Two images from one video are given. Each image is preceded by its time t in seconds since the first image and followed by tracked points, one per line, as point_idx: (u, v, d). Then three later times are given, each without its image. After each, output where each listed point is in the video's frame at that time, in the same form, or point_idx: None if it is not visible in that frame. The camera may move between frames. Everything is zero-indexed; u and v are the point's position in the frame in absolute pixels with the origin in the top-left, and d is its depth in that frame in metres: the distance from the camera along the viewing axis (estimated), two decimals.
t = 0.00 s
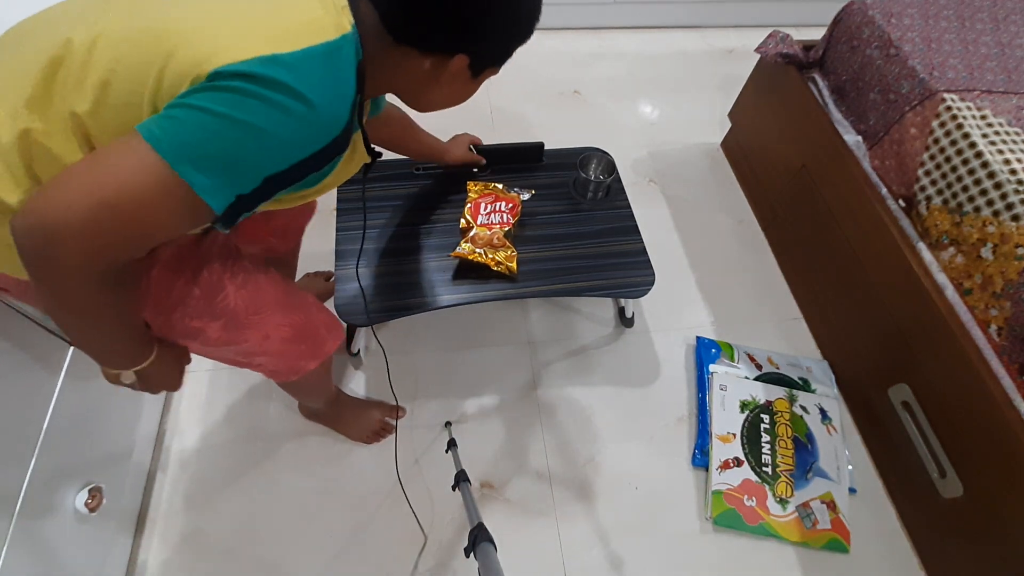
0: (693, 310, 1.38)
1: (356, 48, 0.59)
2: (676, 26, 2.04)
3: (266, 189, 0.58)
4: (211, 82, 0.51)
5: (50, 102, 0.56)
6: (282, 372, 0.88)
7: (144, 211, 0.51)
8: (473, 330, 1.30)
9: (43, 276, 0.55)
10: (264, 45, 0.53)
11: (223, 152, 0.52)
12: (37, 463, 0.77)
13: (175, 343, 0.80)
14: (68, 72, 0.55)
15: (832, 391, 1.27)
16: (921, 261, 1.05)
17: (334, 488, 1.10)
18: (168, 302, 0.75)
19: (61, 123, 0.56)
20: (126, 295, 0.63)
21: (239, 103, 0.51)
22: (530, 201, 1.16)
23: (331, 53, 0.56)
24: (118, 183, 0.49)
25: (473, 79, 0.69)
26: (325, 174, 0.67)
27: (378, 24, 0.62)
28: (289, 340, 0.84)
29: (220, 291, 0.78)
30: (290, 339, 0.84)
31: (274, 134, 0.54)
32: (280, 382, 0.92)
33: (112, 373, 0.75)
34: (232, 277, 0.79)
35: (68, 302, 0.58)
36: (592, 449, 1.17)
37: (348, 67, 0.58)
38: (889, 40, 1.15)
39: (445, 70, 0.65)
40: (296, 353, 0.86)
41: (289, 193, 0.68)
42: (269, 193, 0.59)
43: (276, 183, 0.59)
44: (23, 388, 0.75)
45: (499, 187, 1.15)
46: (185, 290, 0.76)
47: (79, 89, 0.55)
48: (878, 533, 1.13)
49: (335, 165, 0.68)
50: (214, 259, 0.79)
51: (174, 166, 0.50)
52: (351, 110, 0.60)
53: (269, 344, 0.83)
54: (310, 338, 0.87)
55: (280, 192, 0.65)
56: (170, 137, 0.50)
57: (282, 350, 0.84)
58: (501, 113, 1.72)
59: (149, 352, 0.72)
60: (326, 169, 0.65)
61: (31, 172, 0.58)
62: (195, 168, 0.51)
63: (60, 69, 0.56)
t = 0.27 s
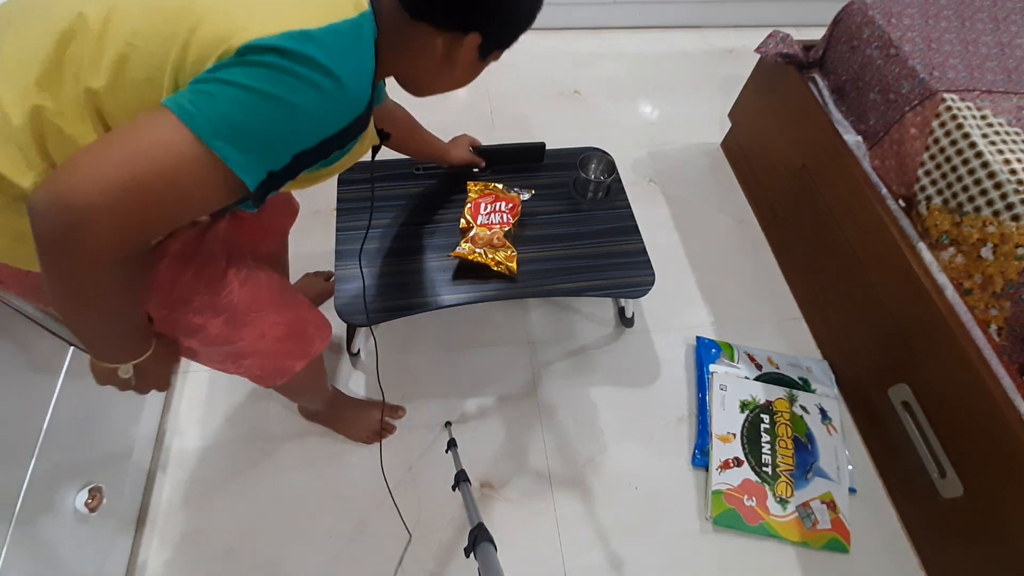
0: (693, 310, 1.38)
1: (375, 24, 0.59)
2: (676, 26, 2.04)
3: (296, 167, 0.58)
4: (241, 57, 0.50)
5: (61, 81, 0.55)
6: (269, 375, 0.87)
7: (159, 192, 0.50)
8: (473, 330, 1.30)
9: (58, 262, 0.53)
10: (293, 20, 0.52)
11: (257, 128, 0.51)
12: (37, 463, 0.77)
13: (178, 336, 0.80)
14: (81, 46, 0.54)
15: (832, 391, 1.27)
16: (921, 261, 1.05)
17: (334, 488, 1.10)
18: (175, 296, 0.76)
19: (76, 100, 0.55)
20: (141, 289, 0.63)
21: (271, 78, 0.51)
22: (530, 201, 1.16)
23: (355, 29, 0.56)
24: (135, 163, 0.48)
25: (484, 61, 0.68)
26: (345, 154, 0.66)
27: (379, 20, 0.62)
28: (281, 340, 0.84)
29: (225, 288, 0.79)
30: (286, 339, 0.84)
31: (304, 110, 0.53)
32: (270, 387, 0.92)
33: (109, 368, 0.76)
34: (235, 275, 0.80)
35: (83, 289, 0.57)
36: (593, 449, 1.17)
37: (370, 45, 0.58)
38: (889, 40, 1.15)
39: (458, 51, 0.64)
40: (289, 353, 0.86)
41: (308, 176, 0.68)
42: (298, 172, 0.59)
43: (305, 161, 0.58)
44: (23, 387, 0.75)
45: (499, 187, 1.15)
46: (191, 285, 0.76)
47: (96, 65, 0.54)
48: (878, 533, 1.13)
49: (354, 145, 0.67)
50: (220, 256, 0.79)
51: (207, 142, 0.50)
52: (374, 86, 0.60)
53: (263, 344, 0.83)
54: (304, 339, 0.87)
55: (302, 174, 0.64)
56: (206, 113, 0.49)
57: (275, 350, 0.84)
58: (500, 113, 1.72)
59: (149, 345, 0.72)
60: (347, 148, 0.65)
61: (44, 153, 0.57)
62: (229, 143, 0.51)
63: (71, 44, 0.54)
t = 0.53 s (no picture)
0: (693, 310, 1.38)
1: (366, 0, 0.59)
2: (676, 26, 2.04)
3: (295, 148, 0.57)
4: (230, 33, 0.50)
5: (54, 64, 0.55)
6: (271, 373, 0.87)
7: (162, 177, 0.50)
8: (473, 330, 1.30)
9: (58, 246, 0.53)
10: None
11: (249, 105, 0.50)
12: (37, 463, 0.77)
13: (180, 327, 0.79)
14: (72, 27, 0.54)
15: (832, 391, 1.27)
16: (921, 261, 1.05)
17: (334, 488, 1.10)
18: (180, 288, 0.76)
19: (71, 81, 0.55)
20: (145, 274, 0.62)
21: (260, 53, 0.50)
22: (530, 201, 1.16)
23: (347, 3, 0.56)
24: (141, 148, 0.48)
25: (485, 35, 0.67)
26: (345, 136, 0.66)
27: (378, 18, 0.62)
28: (284, 336, 0.84)
29: (230, 281, 0.78)
30: (288, 335, 0.84)
31: (296, 85, 0.52)
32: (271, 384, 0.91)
33: (114, 357, 0.72)
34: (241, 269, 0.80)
35: (84, 275, 0.57)
36: (593, 450, 1.17)
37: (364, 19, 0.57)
38: (889, 40, 1.15)
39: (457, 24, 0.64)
40: (291, 349, 0.86)
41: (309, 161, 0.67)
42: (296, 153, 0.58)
43: (303, 141, 0.57)
44: (23, 387, 0.75)
45: (498, 187, 1.15)
46: (197, 277, 0.76)
47: (89, 44, 0.54)
48: (878, 533, 1.12)
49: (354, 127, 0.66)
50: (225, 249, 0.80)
51: (203, 123, 0.49)
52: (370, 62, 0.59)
53: (266, 340, 0.82)
54: (305, 336, 0.87)
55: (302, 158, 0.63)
56: (197, 92, 0.48)
57: (278, 346, 0.84)
58: (501, 113, 1.72)
59: (156, 334, 0.71)
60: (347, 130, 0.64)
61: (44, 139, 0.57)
62: (222, 123, 0.50)
63: (63, 25, 0.54)
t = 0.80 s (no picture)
0: (693, 311, 1.38)
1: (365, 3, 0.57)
2: (676, 26, 2.04)
3: (286, 155, 0.56)
4: (224, 41, 0.49)
5: (49, 61, 0.55)
6: (269, 368, 0.88)
7: (163, 179, 0.50)
8: (473, 330, 1.30)
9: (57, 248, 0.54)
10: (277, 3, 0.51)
11: (241, 115, 0.50)
12: (37, 463, 0.77)
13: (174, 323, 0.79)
14: (66, 26, 0.54)
15: (832, 391, 1.27)
16: (921, 261, 1.05)
17: (334, 488, 1.10)
18: (177, 283, 0.75)
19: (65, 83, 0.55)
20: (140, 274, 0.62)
21: (253, 63, 0.49)
22: (530, 201, 1.16)
23: (343, 9, 0.54)
24: (140, 153, 0.48)
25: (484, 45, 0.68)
26: (341, 139, 0.65)
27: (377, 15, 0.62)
28: (282, 333, 0.84)
29: (227, 278, 0.78)
30: (286, 332, 0.85)
31: (288, 94, 0.51)
32: (267, 380, 0.92)
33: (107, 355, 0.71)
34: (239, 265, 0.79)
35: (80, 279, 0.57)
36: (593, 450, 1.17)
37: (360, 23, 0.56)
38: (889, 40, 1.15)
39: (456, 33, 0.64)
40: (288, 345, 0.86)
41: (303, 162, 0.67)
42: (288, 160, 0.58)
43: (296, 147, 0.57)
44: (23, 387, 0.75)
45: (498, 187, 1.15)
46: (195, 273, 0.75)
47: (83, 44, 0.54)
48: (878, 534, 1.12)
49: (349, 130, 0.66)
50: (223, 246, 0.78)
51: (194, 131, 0.49)
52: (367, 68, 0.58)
53: (264, 336, 0.83)
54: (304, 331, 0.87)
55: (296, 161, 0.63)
56: (188, 100, 0.48)
57: (276, 343, 0.85)
58: (501, 113, 1.72)
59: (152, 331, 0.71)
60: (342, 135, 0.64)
61: (41, 140, 0.58)
62: (214, 132, 0.50)
63: (58, 24, 0.54)
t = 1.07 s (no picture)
0: (693, 311, 1.38)
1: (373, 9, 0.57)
2: (676, 26, 2.04)
3: (287, 159, 0.57)
4: (228, 45, 0.49)
5: (51, 60, 0.55)
6: (264, 370, 0.88)
7: (166, 183, 0.50)
8: (474, 331, 1.30)
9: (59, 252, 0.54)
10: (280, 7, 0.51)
11: (242, 119, 0.50)
12: (37, 463, 0.77)
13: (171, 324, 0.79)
14: (69, 26, 0.54)
15: (832, 391, 1.27)
16: (921, 261, 1.05)
17: (334, 488, 1.10)
18: (172, 285, 0.74)
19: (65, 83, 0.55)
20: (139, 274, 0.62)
21: (257, 68, 0.49)
22: (530, 201, 1.16)
23: (350, 16, 0.54)
24: (139, 156, 0.48)
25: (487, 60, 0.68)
26: (344, 143, 0.65)
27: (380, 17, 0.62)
28: (277, 334, 0.84)
29: (224, 279, 0.78)
30: (282, 334, 0.85)
31: (290, 100, 0.51)
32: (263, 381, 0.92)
33: (102, 355, 0.71)
34: (237, 267, 0.79)
35: (78, 282, 0.57)
36: (593, 450, 1.17)
37: (367, 29, 0.56)
38: (889, 40, 1.15)
39: (458, 44, 0.64)
40: (283, 346, 0.86)
41: (305, 165, 0.66)
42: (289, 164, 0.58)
43: (297, 152, 0.57)
44: (22, 388, 0.75)
45: (498, 187, 1.15)
46: (192, 274, 0.75)
47: (86, 47, 0.54)
48: (878, 534, 1.12)
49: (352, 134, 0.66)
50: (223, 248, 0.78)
51: (195, 135, 0.49)
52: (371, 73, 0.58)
53: (260, 338, 0.83)
54: (299, 333, 0.87)
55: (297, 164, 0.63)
56: (190, 104, 0.48)
57: (272, 344, 0.85)
58: (501, 113, 1.72)
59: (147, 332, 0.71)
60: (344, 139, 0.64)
61: (42, 140, 0.58)
62: (215, 136, 0.50)
63: (61, 25, 0.54)
